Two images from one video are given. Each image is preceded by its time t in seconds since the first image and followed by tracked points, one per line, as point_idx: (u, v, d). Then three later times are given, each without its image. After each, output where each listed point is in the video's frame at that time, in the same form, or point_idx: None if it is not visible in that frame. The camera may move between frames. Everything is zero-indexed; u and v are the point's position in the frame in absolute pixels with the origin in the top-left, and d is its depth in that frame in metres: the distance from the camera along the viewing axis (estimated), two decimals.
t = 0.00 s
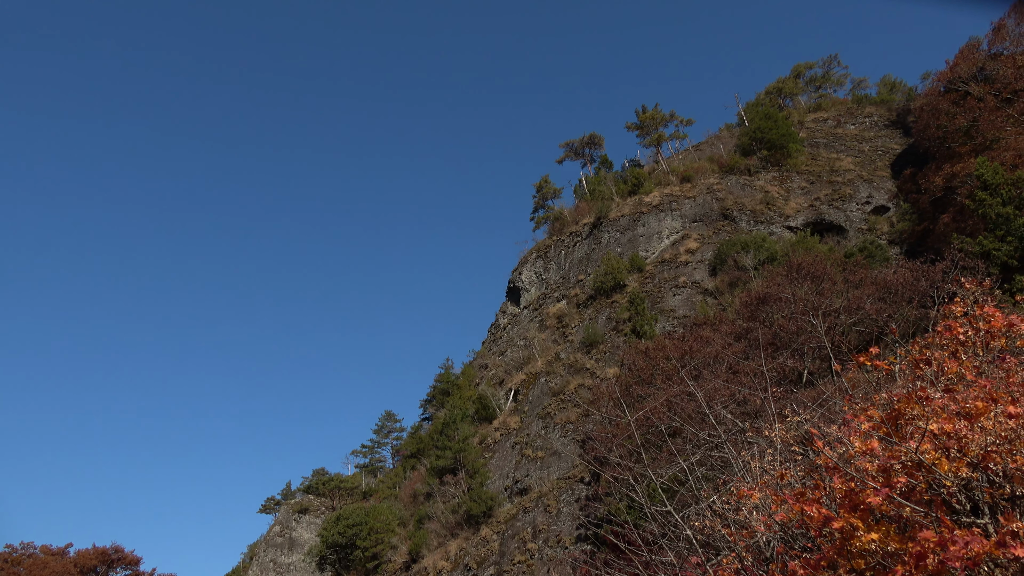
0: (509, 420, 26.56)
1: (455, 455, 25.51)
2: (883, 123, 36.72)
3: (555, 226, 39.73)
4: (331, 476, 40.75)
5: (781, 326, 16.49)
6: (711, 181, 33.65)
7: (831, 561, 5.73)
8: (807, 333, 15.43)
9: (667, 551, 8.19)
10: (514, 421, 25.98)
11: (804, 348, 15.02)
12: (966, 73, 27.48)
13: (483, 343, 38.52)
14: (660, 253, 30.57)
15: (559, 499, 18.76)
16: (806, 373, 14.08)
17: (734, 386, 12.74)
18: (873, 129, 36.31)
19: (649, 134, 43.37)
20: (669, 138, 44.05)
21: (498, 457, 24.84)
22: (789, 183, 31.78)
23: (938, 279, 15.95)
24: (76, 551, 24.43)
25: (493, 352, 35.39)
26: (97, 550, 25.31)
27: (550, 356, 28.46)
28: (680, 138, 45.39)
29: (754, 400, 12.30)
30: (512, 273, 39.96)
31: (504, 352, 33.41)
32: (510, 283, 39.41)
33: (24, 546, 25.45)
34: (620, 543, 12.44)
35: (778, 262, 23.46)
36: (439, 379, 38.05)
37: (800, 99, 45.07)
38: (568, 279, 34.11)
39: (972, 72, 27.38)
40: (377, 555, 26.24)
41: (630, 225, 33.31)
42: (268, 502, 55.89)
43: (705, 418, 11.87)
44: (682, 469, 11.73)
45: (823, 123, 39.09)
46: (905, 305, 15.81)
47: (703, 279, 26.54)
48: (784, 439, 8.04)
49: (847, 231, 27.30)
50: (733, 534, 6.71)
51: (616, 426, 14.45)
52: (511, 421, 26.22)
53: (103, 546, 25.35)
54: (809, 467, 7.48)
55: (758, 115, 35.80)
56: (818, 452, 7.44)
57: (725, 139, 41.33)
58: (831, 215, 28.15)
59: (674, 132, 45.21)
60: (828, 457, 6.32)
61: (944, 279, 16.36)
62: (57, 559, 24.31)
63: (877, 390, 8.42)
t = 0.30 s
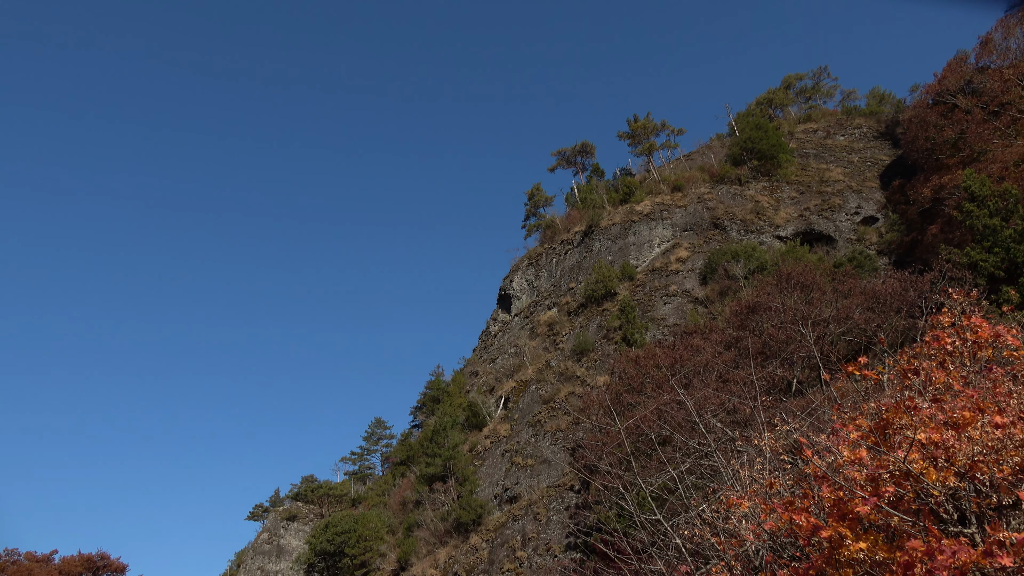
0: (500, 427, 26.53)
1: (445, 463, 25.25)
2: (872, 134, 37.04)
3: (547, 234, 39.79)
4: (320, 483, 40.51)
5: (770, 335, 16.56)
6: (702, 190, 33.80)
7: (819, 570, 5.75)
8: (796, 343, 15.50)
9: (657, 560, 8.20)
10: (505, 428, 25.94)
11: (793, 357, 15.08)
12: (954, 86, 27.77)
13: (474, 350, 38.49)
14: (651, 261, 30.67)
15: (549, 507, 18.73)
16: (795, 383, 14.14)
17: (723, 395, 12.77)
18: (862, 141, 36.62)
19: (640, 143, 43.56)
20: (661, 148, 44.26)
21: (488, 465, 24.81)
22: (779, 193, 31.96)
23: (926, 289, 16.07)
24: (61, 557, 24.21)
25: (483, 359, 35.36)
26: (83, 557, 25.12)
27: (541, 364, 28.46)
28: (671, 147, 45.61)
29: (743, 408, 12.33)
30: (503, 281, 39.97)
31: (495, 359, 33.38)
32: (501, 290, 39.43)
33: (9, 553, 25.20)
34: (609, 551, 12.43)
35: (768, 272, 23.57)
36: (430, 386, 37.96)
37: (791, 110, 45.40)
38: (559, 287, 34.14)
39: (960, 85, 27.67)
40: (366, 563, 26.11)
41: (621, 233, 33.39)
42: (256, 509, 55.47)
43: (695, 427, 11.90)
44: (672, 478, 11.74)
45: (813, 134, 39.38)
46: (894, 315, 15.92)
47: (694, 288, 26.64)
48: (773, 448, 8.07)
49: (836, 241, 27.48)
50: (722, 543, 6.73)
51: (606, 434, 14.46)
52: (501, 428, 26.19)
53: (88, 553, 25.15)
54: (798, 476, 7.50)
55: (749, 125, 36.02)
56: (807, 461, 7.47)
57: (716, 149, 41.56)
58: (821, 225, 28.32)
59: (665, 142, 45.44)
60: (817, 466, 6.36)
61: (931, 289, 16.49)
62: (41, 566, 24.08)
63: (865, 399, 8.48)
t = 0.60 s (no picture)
0: (490, 435, 26.47)
1: (435, 470, 25.23)
2: (862, 145, 37.30)
3: (538, 241, 39.82)
4: (308, 490, 40.27)
5: (761, 344, 16.62)
6: (694, 199, 33.92)
7: None
8: (786, 352, 15.55)
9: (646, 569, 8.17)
10: (494, 436, 25.87)
11: (783, 366, 15.12)
12: (943, 98, 28.02)
13: (464, 357, 38.43)
14: (642, 270, 30.75)
15: (539, 516, 18.67)
16: (785, 392, 14.17)
17: (714, 403, 12.78)
18: (853, 151, 36.86)
19: (632, 152, 43.70)
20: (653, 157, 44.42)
21: (478, 472, 24.74)
22: (770, 203, 32.11)
23: (915, 299, 16.16)
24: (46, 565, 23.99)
25: (474, 367, 35.32)
26: (68, 564, 24.90)
27: (531, 372, 28.44)
28: (663, 156, 45.81)
29: (733, 417, 12.34)
30: (494, 288, 39.95)
31: (486, 367, 33.33)
32: (492, 298, 39.42)
33: None
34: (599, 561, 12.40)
35: (758, 281, 23.66)
36: (420, 393, 37.86)
37: (781, 121, 45.67)
38: (550, 294, 34.16)
39: (948, 98, 27.92)
40: (354, 571, 25.94)
41: (612, 242, 33.45)
42: (244, 516, 55.08)
43: (685, 435, 11.90)
44: (662, 486, 11.73)
45: (804, 144, 39.63)
46: (883, 325, 15.99)
47: (685, 297, 26.70)
48: (763, 457, 8.07)
49: (826, 251, 27.63)
50: (711, 552, 6.72)
51: (597, 442, 14.44)
52: (491, 436, 26.12)
53: (73, 561, 24.93)
54: (788, 485, 7.51)
55: (740, 135, 36.20)
56: (797, 471, 7.48)
57: (707, 159, 41.74)
58: (811, 235, 28.47)
59: (657, 151, 45.62)
60: (806, 475, 6.37)
61: (920, 299, 16.58)
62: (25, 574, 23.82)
63: (854, 409, 8.50)
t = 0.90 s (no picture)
0: (483, 443, 26.42)
1: (427, 479, 25.14)
2: (855, 156, 37.53)
3: (532, 249, 39.82)
4: (300, 499, 40.03)
5: (753, 353, 16.65)
6: (687, 209, 34.02)
7: None
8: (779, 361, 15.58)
9: None
10: (487, 444, 25.82)
11: (776, 376, 15.15)
12: (934, 110, 28.22)
13: (458, 365, 38.36)
14: (636, 278, 30.81)
15: (531, 524, 18.62)
16: (778, 401, 14.19)
17: (706, 413, 12.79)
18: (845, 162, 37.06)
19: (626, 161, 43.83)
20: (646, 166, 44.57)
21: (471, 481, 24.68)
22: (763, 213, 32.24)
23: (907, 310, 16.22)
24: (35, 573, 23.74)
25: (467, 375, 35.26)
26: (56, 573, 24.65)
27: (525, 380, 28.41)
28: (656, 165, 45.96)
29: (726, 426, 12.35)
30: (488, 296, 39.92)
31: (479, 375, 33.27)
32: (486, 306, 39.41)
33: None
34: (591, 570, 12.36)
35: (751, 290, 23.73)
36: (413, 401, 37.76)
37: (774, 131, 45.90)
38: (543, 302, 34.18)
39: (940, 109, 28.12)
40: None
41: (606, 250, 33.50)
42: (234, 524, 54.70)
43: (678, 444, 11.89)
44: (655, 495, 11.72)
45: (797, 154, 39.85)
46: (875, 335, 16.04)
47: (678, 306, 26.76)
48: (755, 466, 8.08)
49: (818, 261, 27.76)
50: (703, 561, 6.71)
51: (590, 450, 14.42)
52: (484, 444, 26.06)
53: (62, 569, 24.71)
54: (780, 494, 7.51)
55: (734, 145, 36.35)
56: (789, 480, 7.48)
57: (701, 168, 41.90)
58: (803, 245, 28.60)
59: (650, 160, 45.77)
60: (799, 485, 6.38)
61: (912, 309, 16.64)
62: None
63: (847, 419, 8.52)
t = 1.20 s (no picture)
0: (476, 451, 26.35)
1: (420, 487, 25.03)
2: (848, 166, 37.73)
3: (527, 257, 39.83)
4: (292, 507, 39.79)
5: (747, 362, 16.68)
6: (681, 217, 34.11)
7: None
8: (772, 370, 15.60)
9: None
10: (481, 453, 25.77)
11: (769, 385, 15.17)
12: (927, 120, 28.36)
13: (452, 373, 38.29)
14: (630, 287, 30.87)
15: (525, 533, 18.57)
16: (772, 410, 14.21)
17: (700, 422, 12.79)
18: (838, 172, 37.25)
19: (621, 170, 43.93)
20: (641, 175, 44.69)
21: (464, 489, 24.61)
22: (757, 222, 32.36)
23: (900, 319, 16.27)
24: None
25: (461, 382, 35.19)
26: None
27: (519, 388, 28.38)
28: (651, 174, 46.09)
29: (720, 435, 12.36)
30: (482, 304, 39.87)
31: (473, 383, 33.22)
32: (480, 313, 39.37)
33: None
34: None
35: (745, 299, 23.79)
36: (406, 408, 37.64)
37: (768, 140, 46.11)
38: (538, 310, 34.18)
39: (933, 120, 28.28)
40: None
41: (601, 259, 33.54)
42: (226, 533, 54.31)
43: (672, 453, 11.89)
44: (649, 504, 11.70)
45: (791, 164, 40.02)
46: (869, 344, 16.08)
47: (672, 314, 26.80)
48: (749, 475, 8.08)
49: (812, 270, 27.88)
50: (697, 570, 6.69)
51: (584, 459, 14.40)
52: (478, 452, 25.99)
53: None
54: (773, 503, 7.51)
55: (728, 155, 36.47)
56: (782, 490, 7.47)
57: (695, 177, 42.04)
58: (797, 254, 28.71)
59: (645, 169, 45.89)
60: (793, 494, 6.38)
61: (905, 319, 16.69)
62: None
63: (840, 428, 8.53)
